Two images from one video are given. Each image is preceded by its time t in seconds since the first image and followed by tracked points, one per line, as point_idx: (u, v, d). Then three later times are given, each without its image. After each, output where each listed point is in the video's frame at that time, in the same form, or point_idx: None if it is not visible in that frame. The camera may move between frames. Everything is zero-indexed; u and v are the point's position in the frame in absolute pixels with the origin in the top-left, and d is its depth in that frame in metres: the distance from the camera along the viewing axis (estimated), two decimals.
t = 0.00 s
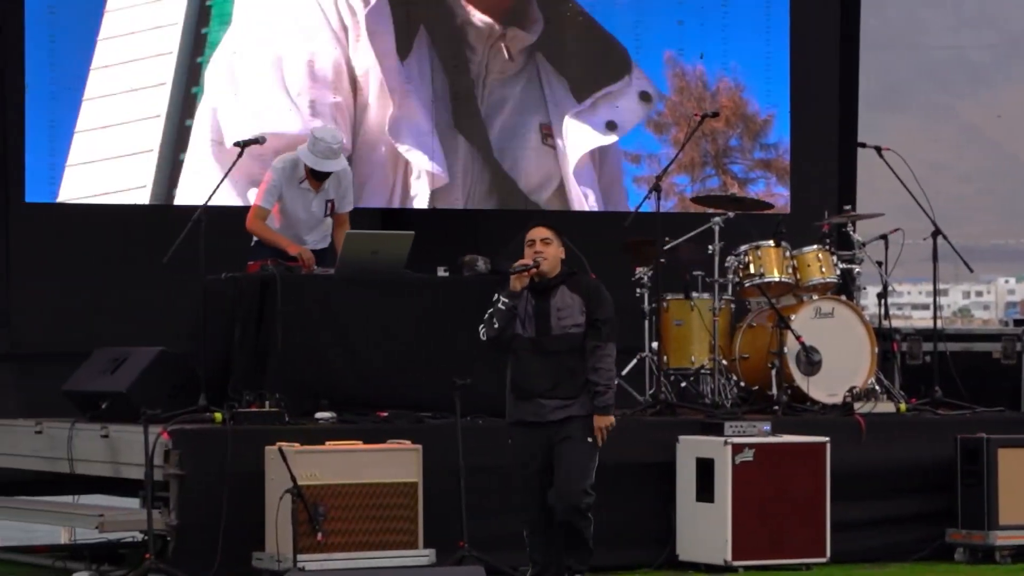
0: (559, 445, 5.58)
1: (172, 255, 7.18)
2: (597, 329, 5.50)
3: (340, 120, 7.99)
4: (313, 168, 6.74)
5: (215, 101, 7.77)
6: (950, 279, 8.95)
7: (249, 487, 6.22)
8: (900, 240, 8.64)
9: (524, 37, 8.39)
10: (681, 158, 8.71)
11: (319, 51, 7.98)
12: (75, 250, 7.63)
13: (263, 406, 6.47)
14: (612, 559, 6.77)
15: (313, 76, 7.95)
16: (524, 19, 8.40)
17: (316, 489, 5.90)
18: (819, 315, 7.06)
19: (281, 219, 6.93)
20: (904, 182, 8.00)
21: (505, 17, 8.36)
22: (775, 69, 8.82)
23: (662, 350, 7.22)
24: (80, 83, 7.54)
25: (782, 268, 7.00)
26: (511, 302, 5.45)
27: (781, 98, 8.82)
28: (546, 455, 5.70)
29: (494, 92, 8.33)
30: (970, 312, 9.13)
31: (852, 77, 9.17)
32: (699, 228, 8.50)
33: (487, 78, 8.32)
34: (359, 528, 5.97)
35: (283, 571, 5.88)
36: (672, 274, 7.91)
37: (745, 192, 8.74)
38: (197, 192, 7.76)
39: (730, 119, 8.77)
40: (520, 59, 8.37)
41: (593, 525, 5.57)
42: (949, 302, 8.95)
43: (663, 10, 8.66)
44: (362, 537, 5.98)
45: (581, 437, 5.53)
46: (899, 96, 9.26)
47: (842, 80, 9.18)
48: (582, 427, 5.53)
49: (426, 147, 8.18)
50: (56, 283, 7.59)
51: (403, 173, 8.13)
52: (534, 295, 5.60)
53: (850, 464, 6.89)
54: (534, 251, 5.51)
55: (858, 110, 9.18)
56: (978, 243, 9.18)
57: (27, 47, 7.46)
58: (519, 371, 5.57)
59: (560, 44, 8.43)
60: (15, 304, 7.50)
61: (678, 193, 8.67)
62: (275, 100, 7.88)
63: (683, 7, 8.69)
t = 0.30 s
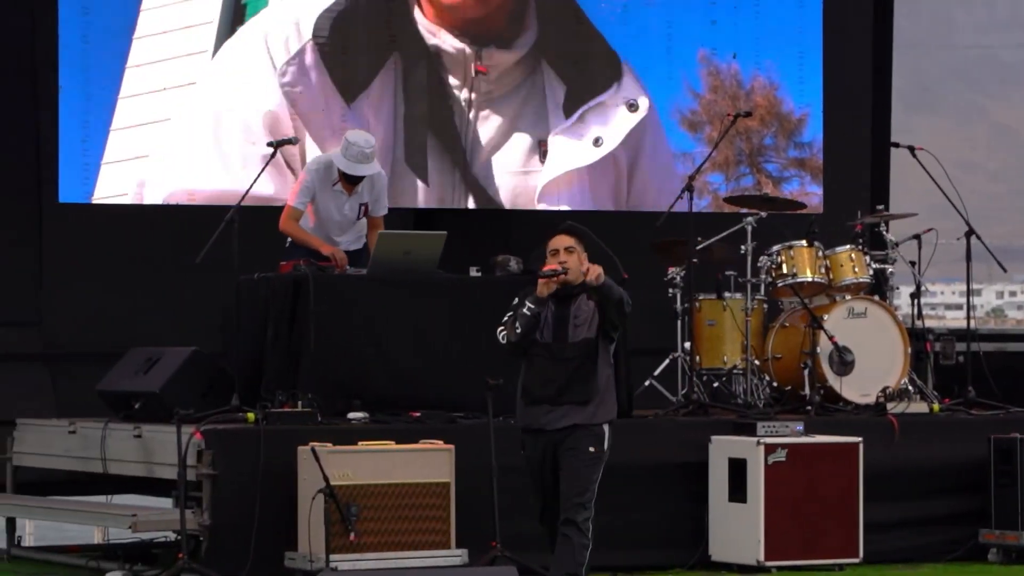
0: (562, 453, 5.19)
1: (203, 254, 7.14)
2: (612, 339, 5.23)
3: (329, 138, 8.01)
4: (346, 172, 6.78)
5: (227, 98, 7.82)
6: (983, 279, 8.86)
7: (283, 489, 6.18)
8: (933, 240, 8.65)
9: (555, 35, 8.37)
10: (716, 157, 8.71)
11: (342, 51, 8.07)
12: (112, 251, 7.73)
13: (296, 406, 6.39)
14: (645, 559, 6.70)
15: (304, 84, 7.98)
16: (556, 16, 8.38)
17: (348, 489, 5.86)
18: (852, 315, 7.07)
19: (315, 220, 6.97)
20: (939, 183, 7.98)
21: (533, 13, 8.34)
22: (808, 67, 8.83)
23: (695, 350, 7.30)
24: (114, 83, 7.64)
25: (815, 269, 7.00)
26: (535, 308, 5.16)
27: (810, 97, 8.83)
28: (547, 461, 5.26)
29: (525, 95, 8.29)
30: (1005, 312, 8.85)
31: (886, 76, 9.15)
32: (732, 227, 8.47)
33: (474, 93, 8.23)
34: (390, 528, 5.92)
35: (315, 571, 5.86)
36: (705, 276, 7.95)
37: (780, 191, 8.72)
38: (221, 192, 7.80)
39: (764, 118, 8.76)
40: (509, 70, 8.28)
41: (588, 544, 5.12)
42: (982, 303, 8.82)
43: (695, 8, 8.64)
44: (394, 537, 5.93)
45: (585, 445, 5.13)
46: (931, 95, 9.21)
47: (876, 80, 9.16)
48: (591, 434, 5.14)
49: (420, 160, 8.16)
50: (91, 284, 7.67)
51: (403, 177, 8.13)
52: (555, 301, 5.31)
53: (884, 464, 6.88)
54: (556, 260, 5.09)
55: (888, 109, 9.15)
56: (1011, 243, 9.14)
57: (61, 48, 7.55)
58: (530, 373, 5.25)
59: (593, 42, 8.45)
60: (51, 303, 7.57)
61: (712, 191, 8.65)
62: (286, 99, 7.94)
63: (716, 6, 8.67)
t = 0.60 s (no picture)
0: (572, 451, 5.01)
1: (224, 254, 7.12)
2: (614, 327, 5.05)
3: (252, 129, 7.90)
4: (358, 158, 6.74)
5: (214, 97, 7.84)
6: (1007, 278, 8.80)
7: (303, 490, 6.15)
8: (956, 239, 8.60)
9: (580, 37, 8.50)
10: (739, 156, 8.77)
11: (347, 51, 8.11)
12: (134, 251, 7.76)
13: (319, 406, 6.39)
14: (669, 560, 6.65)
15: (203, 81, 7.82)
16: (578, 18, 8.52)
17: (371, 489, 5.84)
18: (874, 315, 7.09)
19: (331, 212, 6.94)
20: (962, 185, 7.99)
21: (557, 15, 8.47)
22: (831, 65, 8.88)
23: (717, 351, 7.30)
24: (139, 83, 7.73)
25: (838, 269, 7.01)
26: (537, 305, 4.94)
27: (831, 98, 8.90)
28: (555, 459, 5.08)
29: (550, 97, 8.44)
30: None
31: (909, 76, 9.14)
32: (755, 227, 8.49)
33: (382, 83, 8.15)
34: (413, 528, 5.89)
35: (338, 571, 5.86)
36: (727, 276, 7.97)
37: (804, 190, 8.82)
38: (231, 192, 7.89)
39: (788, 117, 8.84)
40: (421, 67, 8.20)
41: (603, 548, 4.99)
42: (1006, 304, 8.81)
43: (717, 9, 8.71)
44: (415, 536, 5.91)
45: (596, 447, 4.96)
46: (956, 95, 9.14)
47: (899, 80, 9.15)
48: (601, 435, 4.96)
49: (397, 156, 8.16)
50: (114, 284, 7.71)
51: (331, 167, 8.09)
52: (558, 295, 5.12)
53: (909, 465, 6.86)
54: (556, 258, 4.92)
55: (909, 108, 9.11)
56: None
57: (85, 47, 7.65)
58: (534, 372, 5.07)
59: (614, 44, 8.57)
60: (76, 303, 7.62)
61: (737, 190, 8.74)
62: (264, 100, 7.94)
63: (739, 7, 8.73)
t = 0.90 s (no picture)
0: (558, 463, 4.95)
1: (229, 255, 7.13)
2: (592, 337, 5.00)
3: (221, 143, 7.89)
4: (347, 151, 6.71)
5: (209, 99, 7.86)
6: (1013, 278, 8.79)
7: (308, 490, 6.15)
8: (962, 240, 8.58)
9: (587, 37, 8.52)
10: (744, 155, 8.79)
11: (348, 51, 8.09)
12: (140, 251, 7.79)
13: (323, 406, 6.35)
14: (674, 560, 6.64)
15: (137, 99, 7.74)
16: (584, 17, 8.53)
17: (375, 489, 5.83)
18: (879, 315, 7.08)
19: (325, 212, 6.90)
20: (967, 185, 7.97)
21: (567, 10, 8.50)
22: (837, 65, 8.89)
23: (721, 351, 7.37)
24: (144, 83, 7.74)
25: (843, 269, 7.00)
26: (514, 313, 4.83)
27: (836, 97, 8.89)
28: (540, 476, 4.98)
29: (553, 98, 8.46)
30: None
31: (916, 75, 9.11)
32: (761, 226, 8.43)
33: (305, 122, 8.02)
34: (418, 528, 5.89)
35: (342, 571, 5.86)
36: (732, 276, 8.00)
37: (809, 189, 8.82)
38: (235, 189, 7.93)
39: (794, 116, 8.84)
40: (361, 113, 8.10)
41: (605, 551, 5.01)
42: (1012, 304, 8.78)
43: (723, 9, 8.70)
44: (420, 537, 5.90)
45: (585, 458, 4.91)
46: (960, 94, 9.05)
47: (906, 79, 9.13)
48: (589, 445, 4.92)
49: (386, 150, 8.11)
50: (120, 284, 7.73)
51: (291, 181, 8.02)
52: (535, 302, 5.02)
53: (915, 464, 6.86)
54: (535, 264, 4.85)
55: (916, 108, 9.09)
56: None
57: (90, 47, 7.65)
58: (516, 380, 4.97)
59: (619, 45, 8.58)
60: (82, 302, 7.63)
61: (742, 189, 8.75)
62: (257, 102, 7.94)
63: (745, 7, 8.73)
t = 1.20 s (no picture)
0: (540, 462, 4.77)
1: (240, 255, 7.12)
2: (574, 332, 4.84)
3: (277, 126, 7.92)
4: (356, 151, 6.74)
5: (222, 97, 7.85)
6: None
7: (321, 490, 6.14)
8: (973, 240, 8.58)
9: (597, 36, 8.52)
10: (755, 154, 8.78)
11: (410, 33, 8.18)
12: (151, 252, 7.80)
13: (336, 406, 6.35)
14: (686, 560, 6.63)
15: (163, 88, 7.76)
16: (595, 17, 8.53)
17: (388, 489, 5.81)
18: (891, 315, 7.09)
19: (332, 212, 6.90)
20: (979, 185, 7.97)
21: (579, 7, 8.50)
22: (848, 65, 8.89)
23: (734, 351, 7.38)
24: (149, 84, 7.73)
25: (855, 269, 7.01)
26: (495, 309, 4.72)
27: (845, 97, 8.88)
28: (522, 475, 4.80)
29: (575, 96, 8.48)
30: None
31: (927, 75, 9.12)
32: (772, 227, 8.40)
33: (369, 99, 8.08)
34: (429, 528, 5.88)
35: (355, 571, 5.86)
36: (744, 276, 8.01)
37: (819, 189, 8.82)
38: (245, 191, 7.91)
39: (804, 115, 8.84)
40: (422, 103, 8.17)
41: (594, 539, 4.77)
42: None
43: (734, 8, 8.70)
44: (432, 537, 5.90)
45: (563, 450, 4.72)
46: (972, 95, 8.97)
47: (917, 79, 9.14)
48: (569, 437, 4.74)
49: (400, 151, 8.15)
50: (132, 284, 7.74)
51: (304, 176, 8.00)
52: (515, 297, 4.85)
53: (927, 464, 6.85)
54: (515, 258, 4.73)
55: (927, 108, 9.11)
56: None
57: (102, 50, 7.65)
58: (494, 377, 4.81)
59: (630, 45, 8.57)
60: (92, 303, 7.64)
61: (753, 188, 8.74)
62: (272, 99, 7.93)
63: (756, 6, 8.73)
